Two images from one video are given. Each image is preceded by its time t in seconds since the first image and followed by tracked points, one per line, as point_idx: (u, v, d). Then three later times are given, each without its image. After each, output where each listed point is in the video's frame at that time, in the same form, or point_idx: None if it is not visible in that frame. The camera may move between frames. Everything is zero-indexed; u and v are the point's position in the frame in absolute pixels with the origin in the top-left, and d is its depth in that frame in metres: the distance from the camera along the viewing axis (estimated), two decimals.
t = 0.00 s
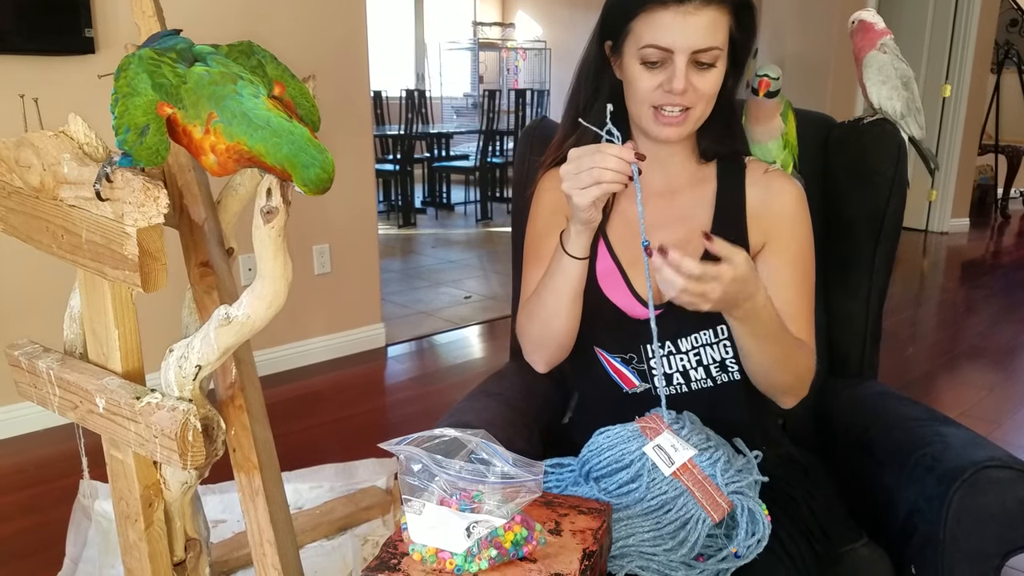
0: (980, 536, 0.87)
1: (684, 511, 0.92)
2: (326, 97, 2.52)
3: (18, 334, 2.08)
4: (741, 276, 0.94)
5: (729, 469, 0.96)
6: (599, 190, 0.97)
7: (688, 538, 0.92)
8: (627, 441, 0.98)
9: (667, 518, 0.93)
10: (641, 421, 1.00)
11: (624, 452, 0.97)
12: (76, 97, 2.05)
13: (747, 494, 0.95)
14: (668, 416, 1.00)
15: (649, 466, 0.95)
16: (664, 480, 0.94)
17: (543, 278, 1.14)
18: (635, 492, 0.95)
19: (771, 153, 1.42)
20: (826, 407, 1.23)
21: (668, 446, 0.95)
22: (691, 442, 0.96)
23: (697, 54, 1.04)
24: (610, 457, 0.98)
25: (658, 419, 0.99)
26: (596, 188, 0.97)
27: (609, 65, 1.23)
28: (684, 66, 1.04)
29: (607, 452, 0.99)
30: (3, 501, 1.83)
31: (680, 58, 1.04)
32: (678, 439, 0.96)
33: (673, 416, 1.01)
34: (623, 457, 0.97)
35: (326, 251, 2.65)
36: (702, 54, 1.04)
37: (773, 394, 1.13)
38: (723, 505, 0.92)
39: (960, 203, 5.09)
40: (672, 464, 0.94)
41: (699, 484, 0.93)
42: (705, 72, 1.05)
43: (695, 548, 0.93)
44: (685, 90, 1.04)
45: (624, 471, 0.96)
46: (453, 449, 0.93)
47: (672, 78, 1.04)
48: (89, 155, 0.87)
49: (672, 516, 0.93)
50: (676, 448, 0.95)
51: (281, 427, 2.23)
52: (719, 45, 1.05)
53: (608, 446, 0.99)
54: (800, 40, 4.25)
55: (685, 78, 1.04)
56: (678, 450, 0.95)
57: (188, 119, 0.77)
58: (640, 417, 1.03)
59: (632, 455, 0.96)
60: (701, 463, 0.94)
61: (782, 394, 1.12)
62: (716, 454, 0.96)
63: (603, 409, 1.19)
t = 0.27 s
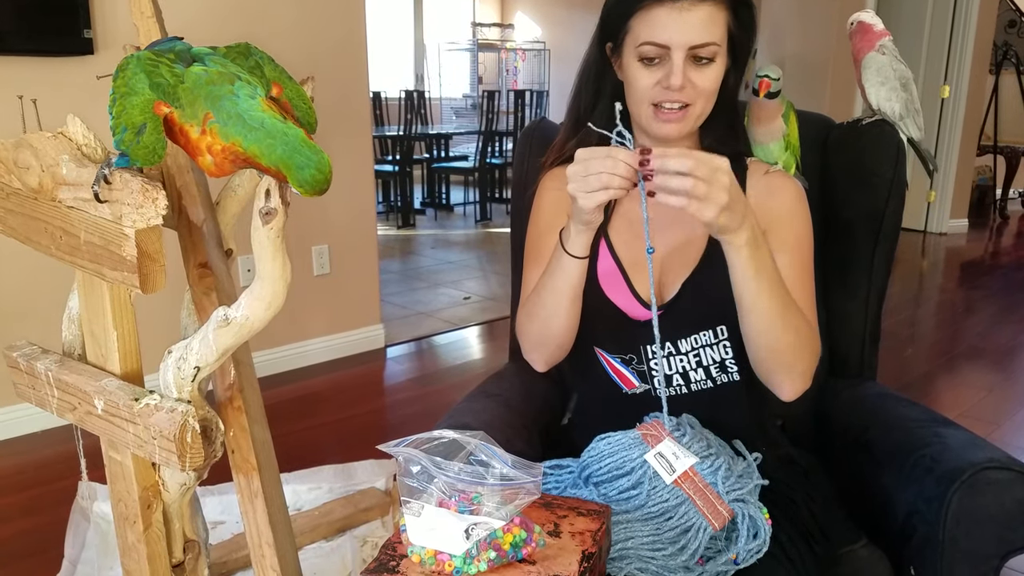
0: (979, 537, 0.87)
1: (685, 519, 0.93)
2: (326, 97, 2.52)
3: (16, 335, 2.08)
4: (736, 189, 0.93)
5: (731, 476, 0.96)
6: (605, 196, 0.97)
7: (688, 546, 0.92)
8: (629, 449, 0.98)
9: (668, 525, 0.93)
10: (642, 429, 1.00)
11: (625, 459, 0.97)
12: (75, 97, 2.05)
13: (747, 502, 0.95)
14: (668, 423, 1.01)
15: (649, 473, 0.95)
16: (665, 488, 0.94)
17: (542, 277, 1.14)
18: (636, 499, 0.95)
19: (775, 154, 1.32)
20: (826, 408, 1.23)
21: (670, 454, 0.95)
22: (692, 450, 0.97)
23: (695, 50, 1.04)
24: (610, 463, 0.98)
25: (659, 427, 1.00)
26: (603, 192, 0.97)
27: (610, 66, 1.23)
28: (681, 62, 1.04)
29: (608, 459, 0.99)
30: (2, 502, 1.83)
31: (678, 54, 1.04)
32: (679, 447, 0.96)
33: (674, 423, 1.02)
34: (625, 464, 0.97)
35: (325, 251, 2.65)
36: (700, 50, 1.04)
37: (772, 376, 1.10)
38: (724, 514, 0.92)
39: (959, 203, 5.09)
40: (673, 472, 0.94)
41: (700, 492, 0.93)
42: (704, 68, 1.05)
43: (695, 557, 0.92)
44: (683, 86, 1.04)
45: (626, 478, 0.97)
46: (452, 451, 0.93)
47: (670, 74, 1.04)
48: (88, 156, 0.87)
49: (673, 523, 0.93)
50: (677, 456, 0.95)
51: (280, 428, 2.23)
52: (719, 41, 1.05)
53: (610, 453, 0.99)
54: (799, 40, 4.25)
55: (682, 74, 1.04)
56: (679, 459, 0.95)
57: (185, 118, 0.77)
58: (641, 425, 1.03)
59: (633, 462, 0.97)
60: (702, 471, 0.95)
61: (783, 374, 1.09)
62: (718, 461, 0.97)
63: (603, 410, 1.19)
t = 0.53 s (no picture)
0: (978, 538, 0.87)
1: (688, 532, 0.93)
2: (325, 98, 2.52)
3: (16, 335, 2.08)
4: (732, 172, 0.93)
5: (735, 491, 0.96)
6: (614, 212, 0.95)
7: (688, 559, 0.92)
8: (634, 460, 0.97)
9: (671, 535, 0.93)
10: (647, 441, 0.99)
11: (630, 470, 0.97)
12: (74, 98, 2.05)
13: (752, 514, 0.95)
14: (674, 436, 1.01)
15: (654, 487, 0.95)
16: (669, 501, 0.94)
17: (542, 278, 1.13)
18: (638, 508, 0.96)
19: (776, 154, 1.26)
20: (825, 409, 1.23)
21: (674, 468, 0.96)
22: (696, 465, 0.97)
23: (689, 48, 1.04)
24: (613, 473, 0.98)
25: (664, 440, 0.99)
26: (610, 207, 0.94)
27: (609, 67, 1.23)
28: (676, 61, 1.04)
29: (611, 468, 0.98)
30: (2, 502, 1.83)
31: (671, 53, 1.04)
32: (684, 461, 0.96)
33: (679, 435, 1.02)
34: (629, 475, 0.97)
35: (325, 252, 2.65)
36: (694, 48, 1.04)
37: (778, 370, 1.10)
38: (726, 530, 0.92)
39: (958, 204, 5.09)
40: (678, 486, 0.95)
41: (703, 506, 0.94)
42: (698, 66, 1.05)
43: (695, 568, 0.92)
44: (678, 84, 1.05)
45: (629, 488, 0.97)
46: (451, 452, 0.93)
47: (664, 74, 1.04)
48: (86, 157, 0.87)
49: (676, 534, 0.93)
50: (682, 470, 0.95)
51: (279, 429, 2.23)
52: (712, 40, 1.05)
53: (614, 463, 0.98)
54: (799, 40, 4.25)
55: (676, 72, 1.04)
56: (683, 472, 0.95)
57: (184, 120, 0.77)
58: (643, 436, 1.02)
59: (638, 474, 0.97)
60: (706, 485, 0.95)
61: (792, 369, 1.09)
62: (722, 476, 0.97)
63: (603, 410, 1.19)
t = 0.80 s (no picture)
0: (977, 538, 0.87)
1: (687, 534, 0.93)
2: (324, 97, 2.52)
3: (15, 335, 2.08)
4: (736, 184, 0.92)
5: (733, 492, 0.97)
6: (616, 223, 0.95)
7: (687, 560, 0.92)
8: (633, 462, 0.98)
9: (671, 537, 0.93)
10: (647, 442, 0.99)
11: (629, 471, 0.97)
12: (74, 98, 2.05)
13: (751, 515, 0.95)
14: (673, 438, 1.01)
15: (654, 488, 0.96)
16: (668, 503, 0.94)
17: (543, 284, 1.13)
18: (637, 510, 0.96)
19: (776, 155, 1.23)
20: (824, 409, 1.23)
21: (673, 470, 0.96)
22: (695, 466, 0.97)
23: (679, 49, 1.05)
24: (613, 474, 0.98)
25: (663, 442, 1.00)
26: (612, 219, 0.95)
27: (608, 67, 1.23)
28: (666, 62, 1.05)
29: (611, 469, 0.99)
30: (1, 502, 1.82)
31: (661, 54, 1.05)
32: (684, 464, 0.97)
33: (678, 437, 1.02)
34: (628, 476, 0.97)
35: (324, 252, 2.65)
36: (684, 48, 1.04)
37: (780, 376, 1.10)
38: (724, 532, 0.92)
39: (958, 204, 5.09)
40: (677, 488, 0.95)
41: (702, 509, 0.94)
42: (690, 66, 1.05)
43: (694, 570, 0.92)
44: (670, 85, 1.05)
45: (628, 490, 0.97)
46: (449, 451, 0.93)
47: (655, 75, 1.05)
48: (85, 156, 0.86)
49: (675, 536, 0.93)
50: (681, 473, 0.96)
51: (278, 429, 2.23)
52: (701, 39, 1.05)
53: (613, 464, 0.99)
54: (798, 41, 4.26)
55: (667, 73, 1.05)
56: (682, 474, 0.96)
57: (177, 116, 0.77)
58: (643, 437, 1.02)
59: (638, 475, 0.97)
60: (705, 487, 0.96)
61: (793, 376, 1.09)
62: (721, 478, 0.97)
63: (602, 410, 1.19)
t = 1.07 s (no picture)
0: (977, 538, 0.87)
1: (687, 534, 0.93)
2: (324, 96, 2.52)
3: (15, 333, 2.08)
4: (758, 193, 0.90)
5: (734, 493, 0.97)
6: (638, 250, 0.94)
7: (688, 560, 0.92)
8: (634, 462, 0.98)
9: (671, 537, 0.93)
10: (647, 443, 0.99)
11: (629, 471, 0.97)
12: (74, 96, 2.05)
13: (751, 517, 0.95)
14: (674, 439, 1.01)
15: (655, 488, 0.96)
16: (669, 504, 0.95)
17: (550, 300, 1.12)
18: (638, 510, 0.96)
19: (777, 154, 1.24)
20: (823, 408, 1.23)
21: (674, 471, 0.96)
22: (696, 467, 0.98)
23: (651, 48, 1.05)
24: (613, 475, 0.98)
25: (664, 442, 0.99)
26: (632, 242, 0.93)
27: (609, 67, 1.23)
28: (639, 62, 1.06)
29: (611, 469, 0.99)
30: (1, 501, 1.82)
31: (634, 55, 1.06)
32: (684, 465, 0.96)
33: (679, 438, 1.02)
34: (628, 476, 0.97)
35: (324, 251, 2.65)
36: (656, 47, 1.05)
37: (784, 383, 1.09)
38: (725, 533, 0.92)
39: (958, 204, 5.09)
40: (678, 489, 0.95)
41: (702, 510, 0.94)
42: (664, 66, 1.05)
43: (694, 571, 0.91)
44: (642, 85, 1.05)
45: (629, 490, 0.97)
46: (450, 450, 0.93)
47: (630, 74, 1.06)
48: (85, 154, 0.87)
49: (675, 536, 0.93)
50: (682, 474, 0.96)
51: (278, 428, 2.23)
52: (676, 36, 1.05)
53: (614, 464, 0.99)
54: (798, 41, 4.26)
55: (639, 74, 1.05)
56: (683, 475, 0.95)
57: (177, 114, 0.78)
58: (644, 438, 1.02)
59: (638, 476, 0.97)
60: (705, 488, 0.96)
61: (797, 383, 1.08)
62: (721, 479, 0.97)
63: (602, 410, 1.19)
